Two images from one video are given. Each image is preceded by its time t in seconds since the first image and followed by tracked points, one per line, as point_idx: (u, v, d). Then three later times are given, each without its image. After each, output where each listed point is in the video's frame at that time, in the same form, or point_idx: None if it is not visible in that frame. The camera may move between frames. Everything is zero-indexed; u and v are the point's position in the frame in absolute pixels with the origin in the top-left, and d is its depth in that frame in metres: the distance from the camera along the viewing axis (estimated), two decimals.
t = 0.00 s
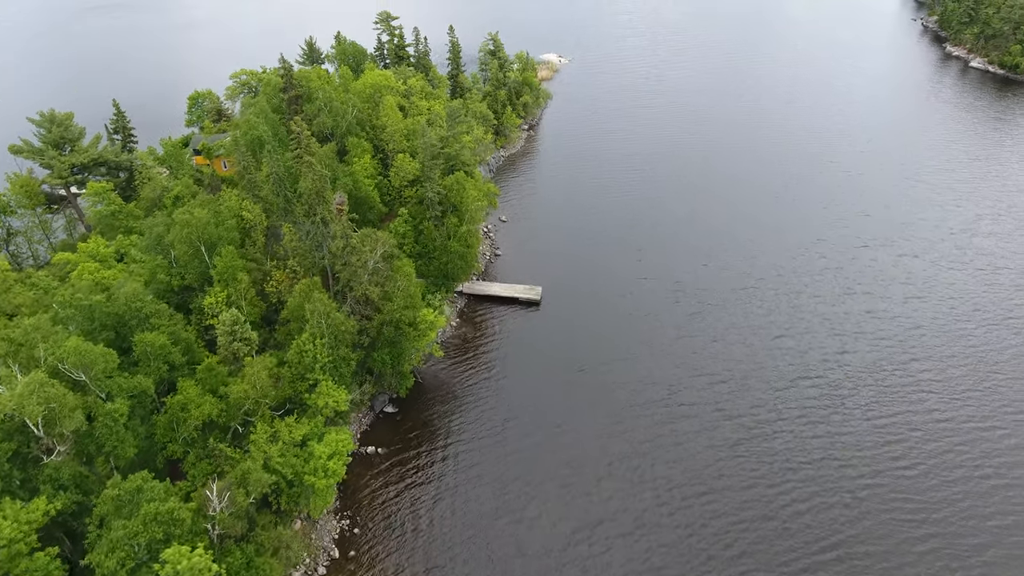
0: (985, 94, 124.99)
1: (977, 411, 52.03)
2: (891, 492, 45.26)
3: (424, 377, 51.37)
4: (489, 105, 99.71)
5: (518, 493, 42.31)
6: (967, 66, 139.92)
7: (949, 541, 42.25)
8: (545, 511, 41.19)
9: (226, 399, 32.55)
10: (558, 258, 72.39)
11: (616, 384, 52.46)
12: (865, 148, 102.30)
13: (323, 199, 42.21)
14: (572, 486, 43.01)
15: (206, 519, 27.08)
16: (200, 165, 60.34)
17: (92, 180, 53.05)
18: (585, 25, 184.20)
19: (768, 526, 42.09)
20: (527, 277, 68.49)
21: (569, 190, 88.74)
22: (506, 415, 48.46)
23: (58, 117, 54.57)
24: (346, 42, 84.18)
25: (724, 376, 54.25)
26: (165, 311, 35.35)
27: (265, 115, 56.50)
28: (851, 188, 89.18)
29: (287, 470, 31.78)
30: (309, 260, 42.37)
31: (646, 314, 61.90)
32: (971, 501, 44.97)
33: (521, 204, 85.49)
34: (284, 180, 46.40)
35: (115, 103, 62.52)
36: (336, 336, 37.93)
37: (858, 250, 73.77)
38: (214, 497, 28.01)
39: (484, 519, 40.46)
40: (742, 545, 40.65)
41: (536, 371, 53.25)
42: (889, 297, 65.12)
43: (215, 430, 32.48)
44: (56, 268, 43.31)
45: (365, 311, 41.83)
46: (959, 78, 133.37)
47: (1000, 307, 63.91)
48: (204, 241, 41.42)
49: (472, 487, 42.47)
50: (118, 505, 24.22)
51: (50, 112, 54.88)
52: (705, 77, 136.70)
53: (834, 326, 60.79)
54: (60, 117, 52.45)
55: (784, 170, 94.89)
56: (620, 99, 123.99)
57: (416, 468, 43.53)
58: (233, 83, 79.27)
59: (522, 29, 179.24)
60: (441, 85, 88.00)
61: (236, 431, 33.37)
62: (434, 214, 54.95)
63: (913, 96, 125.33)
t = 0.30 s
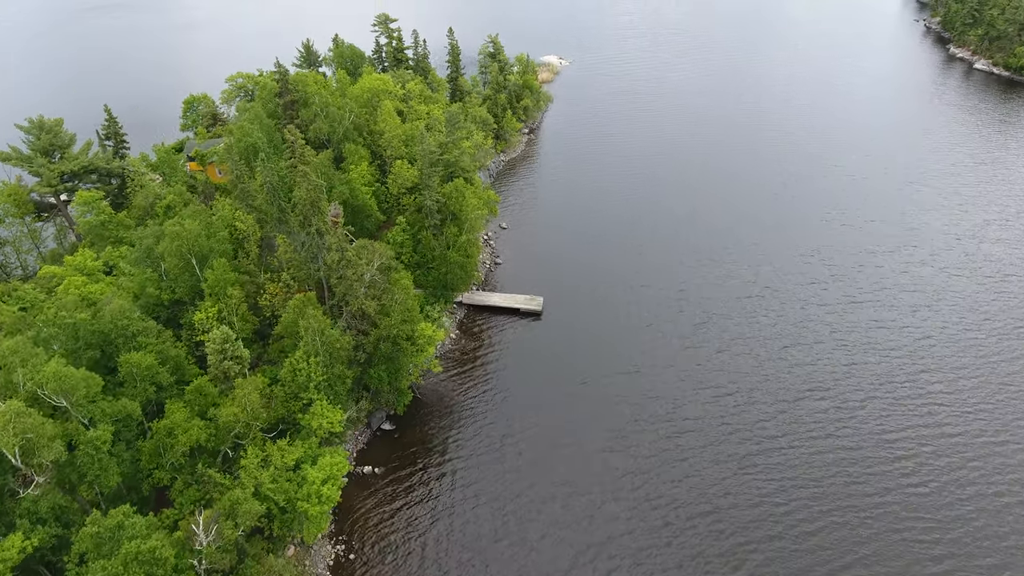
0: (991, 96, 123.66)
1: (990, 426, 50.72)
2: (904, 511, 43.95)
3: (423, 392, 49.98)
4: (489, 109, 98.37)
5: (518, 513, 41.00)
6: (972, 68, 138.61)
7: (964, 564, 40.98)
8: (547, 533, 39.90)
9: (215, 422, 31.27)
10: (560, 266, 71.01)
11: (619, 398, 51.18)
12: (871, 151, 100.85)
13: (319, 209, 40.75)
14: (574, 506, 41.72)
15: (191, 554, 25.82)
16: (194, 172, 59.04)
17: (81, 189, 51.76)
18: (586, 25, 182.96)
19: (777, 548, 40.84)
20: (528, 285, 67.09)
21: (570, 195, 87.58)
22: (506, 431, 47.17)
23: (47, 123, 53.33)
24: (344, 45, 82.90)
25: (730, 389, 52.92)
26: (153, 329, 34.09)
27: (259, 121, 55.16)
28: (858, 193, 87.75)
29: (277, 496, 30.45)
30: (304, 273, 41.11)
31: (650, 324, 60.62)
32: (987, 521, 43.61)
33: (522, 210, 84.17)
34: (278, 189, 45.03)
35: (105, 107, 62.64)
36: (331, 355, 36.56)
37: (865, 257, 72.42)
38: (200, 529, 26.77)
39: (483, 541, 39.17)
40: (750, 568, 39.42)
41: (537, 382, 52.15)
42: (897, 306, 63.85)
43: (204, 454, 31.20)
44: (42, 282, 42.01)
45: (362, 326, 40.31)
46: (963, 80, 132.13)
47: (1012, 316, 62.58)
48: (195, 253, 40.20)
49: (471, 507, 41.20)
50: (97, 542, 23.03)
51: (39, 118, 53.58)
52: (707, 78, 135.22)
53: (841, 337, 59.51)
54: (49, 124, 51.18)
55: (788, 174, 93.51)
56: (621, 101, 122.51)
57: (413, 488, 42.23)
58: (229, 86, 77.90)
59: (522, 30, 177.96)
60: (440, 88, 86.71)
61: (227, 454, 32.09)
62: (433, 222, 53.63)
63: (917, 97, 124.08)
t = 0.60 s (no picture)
0: (997, 99, 122.23)
1: (1004, 442, 49.44)
2: (917, 532, 42.68)
3: (422, 408, 48.74)
4: (490, 112, 97.07)
5: (519, 536, 39.74)
6: (977, 71, 137.17)
7: None
8: (549, 556, 38.66)
9: (204, 448, 30.03)
10: (562, 274, 69.55)
11: (623, 414, 49.88)
12: (877, 154, 99.42)
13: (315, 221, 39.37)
14: (577, 528, 40.47)
15: None
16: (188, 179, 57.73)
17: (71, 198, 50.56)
18: (588, 25, 181.58)
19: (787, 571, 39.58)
20: (529, 294, 65.84)
21: (573, 201, 86.23)
22: (507, 449, 45.88)
23: (37, 130, 52.12)
24: (342, 48, 81.67)
25: (736, 404, 51.62)
26: (141, 348, 32.90)
27: (254, 127, 53.90)
28: (864, 198, 86.38)
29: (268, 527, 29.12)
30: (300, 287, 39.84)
31: (654, 335, 59.32)
32: (1003, 543, 42.28)
33: (523, 216, 82.67)
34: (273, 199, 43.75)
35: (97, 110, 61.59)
36: (326, 375, 35.31)
37: (873, 265, 71.06)
38: (186, 567, 25.47)
39: (483, 565, 37.91)
40: None
41: (539, 396, 50.94)
42: (906, 316, 62.56)
43: (192, 481, 29.98)
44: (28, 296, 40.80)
45: (359, 343, 38.99)
46: (968, 83, 130.75)
47: None
48: (187, 268, 39.02)
49: (471, 530, 39.95)
50: None
51: (29, 125, 52.39)
52: (710, 80, 133.82)
53: (850, 349, 58.22)
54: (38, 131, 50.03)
55: (794, 178, 92.13)
56: (623, 102, 121.02)
57: (411, 510, 40.98)
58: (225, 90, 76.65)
59: (523, 30, 176.60)
60: (440, 92, 85.44)
61: (216, 480, 30.84)
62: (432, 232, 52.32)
63: (922, 100, 122.72)
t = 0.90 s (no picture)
0: (1003, 102, 120.91)
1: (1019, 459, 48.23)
2: (932, 554, 41.43)
3: (421, 425, 47.56)
4: (490, 116, 95.76)
5: (520, 559, 38.52)
6: (983, 73, 135.87)
7: None
8: None
9: (192, 475, 28.83)
10: (563, 282, 68.28)
11: (627, 429, 48.62)
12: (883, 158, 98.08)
13: (310, 233, 38.02)
14: (579, 550, 39.27)
15: None
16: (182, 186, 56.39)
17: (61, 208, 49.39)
18: (589, 25, 180.08)
19: None
20: (531, 303, 64.60)
21: (574, 205, 85.09)
22: (508, 466, 44.65)
23: (27, 137, 51.01)
24: (340, 51, 80.38)
25: (743, 419, 50.34)
26: (128, 368, 31.66)
27: (249, 134, 52.65)
28: (871, 203, 85.00)
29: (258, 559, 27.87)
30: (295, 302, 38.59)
31: (659, 345, 58.00)
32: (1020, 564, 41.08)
33: (523, 222, 81.33)
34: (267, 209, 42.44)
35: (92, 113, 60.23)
36: (321, 395, 34.10)
37: (881, 273, 69.75)
38: None
39: None
40: None
41: (540, 410, 49.76)
42: (916, 326, 61.29)
43: (180, 510, 28.80)
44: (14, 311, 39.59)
45: (356, 361, 37.74)
46: (974, 85, 129.41)
47: None
48: (178, 283, 37.82)
49: (470, 552, 38.75)
50: None
51: (18, 132, 51.28)
52: (713, 81, 132.36)
53: (859, 361, 56.94)
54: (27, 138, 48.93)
55: (799, 182, 90.72)
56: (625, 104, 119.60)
57: (408, 532, 39.75)
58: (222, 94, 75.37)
59: (524, 30, 175.20)
60: (439, 96, 84.09)
61: (206, 507, 29.71)
62: (431, 241, 51.05)
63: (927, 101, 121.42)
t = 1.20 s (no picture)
0: (1009, 104, 119.62)
1: None
2: None
3: (420, 441, 46.35)
4: (491, 120, 94.44)
5: None
6: (988, 75, 134.57)
7: None
8: None
9: (179, 504, 27.63)
10: (565, 289, 66.92)
11: (631, 445, 47.36)
12: (890, 161, 96.67)
13: (305, 245, 36.73)
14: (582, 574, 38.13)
15: None
16: (176, 194, 55.13)
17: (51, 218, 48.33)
18: (590, 25, 178.68)
19: None
20: (532, 312, 63.26)
21: (575, 210, 83.86)
22: (510, 485, 43.45)
23: (16, 146, 49.98)
24: (339, 53, 79.19)
25: (749, 434, 49.12)
26: (114, 391, 30.38)
27: (244, 140, 51.36)
28: (878, 208, 83.60)
29: None
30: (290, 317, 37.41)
31: (663, 356, 56.70)
32: None
33: (524, 227, 80.00)
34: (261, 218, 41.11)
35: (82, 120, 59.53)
36: (315, 417, 32.80)
37: (889, 281, 68.44)
38: None
39: None
40: None
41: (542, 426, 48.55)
42: (925, 337, 60.03)
43: (167, 542, 27.66)
44: None
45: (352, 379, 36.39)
46: (979, 87, 128.14)
47: None
48: (169, 297, 36.59)
49: None
50: None
51: (7, 141, 50.24)
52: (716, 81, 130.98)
53: (868, 373, 55.68)
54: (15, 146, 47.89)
55: (805, 186, 89.30)
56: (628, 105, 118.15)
57: (406, 556, 38.47)
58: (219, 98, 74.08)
59: (525, 30, 173.79)
60: (439, 100, 82.85)
61: (194, 537, 28.54)
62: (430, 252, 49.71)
63: (932, 104, 120.20)
